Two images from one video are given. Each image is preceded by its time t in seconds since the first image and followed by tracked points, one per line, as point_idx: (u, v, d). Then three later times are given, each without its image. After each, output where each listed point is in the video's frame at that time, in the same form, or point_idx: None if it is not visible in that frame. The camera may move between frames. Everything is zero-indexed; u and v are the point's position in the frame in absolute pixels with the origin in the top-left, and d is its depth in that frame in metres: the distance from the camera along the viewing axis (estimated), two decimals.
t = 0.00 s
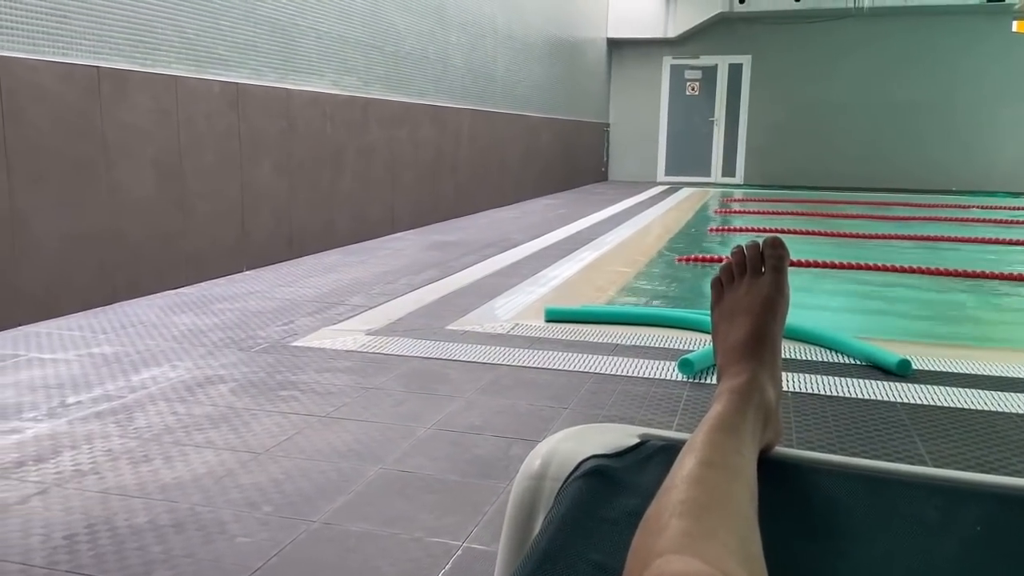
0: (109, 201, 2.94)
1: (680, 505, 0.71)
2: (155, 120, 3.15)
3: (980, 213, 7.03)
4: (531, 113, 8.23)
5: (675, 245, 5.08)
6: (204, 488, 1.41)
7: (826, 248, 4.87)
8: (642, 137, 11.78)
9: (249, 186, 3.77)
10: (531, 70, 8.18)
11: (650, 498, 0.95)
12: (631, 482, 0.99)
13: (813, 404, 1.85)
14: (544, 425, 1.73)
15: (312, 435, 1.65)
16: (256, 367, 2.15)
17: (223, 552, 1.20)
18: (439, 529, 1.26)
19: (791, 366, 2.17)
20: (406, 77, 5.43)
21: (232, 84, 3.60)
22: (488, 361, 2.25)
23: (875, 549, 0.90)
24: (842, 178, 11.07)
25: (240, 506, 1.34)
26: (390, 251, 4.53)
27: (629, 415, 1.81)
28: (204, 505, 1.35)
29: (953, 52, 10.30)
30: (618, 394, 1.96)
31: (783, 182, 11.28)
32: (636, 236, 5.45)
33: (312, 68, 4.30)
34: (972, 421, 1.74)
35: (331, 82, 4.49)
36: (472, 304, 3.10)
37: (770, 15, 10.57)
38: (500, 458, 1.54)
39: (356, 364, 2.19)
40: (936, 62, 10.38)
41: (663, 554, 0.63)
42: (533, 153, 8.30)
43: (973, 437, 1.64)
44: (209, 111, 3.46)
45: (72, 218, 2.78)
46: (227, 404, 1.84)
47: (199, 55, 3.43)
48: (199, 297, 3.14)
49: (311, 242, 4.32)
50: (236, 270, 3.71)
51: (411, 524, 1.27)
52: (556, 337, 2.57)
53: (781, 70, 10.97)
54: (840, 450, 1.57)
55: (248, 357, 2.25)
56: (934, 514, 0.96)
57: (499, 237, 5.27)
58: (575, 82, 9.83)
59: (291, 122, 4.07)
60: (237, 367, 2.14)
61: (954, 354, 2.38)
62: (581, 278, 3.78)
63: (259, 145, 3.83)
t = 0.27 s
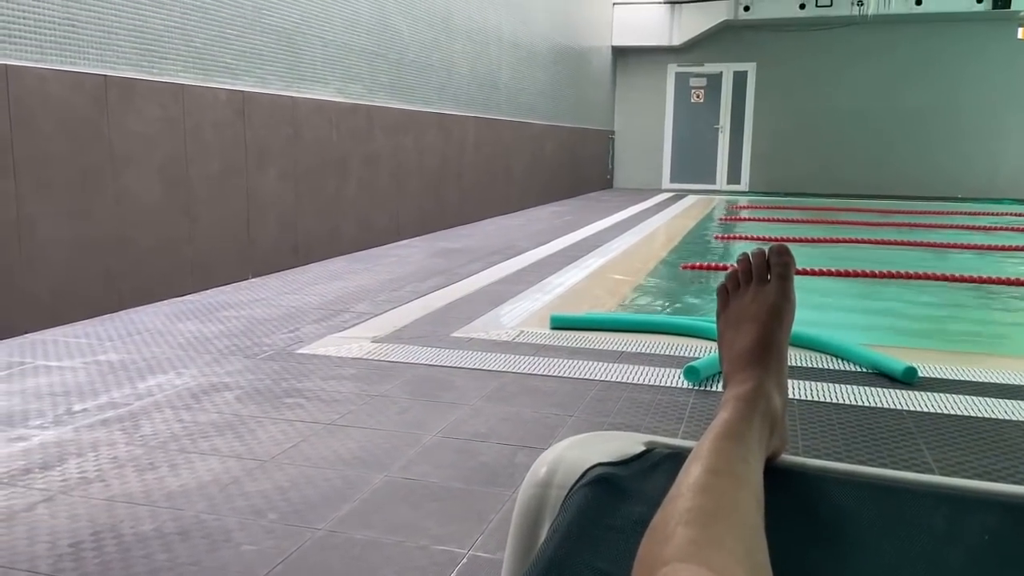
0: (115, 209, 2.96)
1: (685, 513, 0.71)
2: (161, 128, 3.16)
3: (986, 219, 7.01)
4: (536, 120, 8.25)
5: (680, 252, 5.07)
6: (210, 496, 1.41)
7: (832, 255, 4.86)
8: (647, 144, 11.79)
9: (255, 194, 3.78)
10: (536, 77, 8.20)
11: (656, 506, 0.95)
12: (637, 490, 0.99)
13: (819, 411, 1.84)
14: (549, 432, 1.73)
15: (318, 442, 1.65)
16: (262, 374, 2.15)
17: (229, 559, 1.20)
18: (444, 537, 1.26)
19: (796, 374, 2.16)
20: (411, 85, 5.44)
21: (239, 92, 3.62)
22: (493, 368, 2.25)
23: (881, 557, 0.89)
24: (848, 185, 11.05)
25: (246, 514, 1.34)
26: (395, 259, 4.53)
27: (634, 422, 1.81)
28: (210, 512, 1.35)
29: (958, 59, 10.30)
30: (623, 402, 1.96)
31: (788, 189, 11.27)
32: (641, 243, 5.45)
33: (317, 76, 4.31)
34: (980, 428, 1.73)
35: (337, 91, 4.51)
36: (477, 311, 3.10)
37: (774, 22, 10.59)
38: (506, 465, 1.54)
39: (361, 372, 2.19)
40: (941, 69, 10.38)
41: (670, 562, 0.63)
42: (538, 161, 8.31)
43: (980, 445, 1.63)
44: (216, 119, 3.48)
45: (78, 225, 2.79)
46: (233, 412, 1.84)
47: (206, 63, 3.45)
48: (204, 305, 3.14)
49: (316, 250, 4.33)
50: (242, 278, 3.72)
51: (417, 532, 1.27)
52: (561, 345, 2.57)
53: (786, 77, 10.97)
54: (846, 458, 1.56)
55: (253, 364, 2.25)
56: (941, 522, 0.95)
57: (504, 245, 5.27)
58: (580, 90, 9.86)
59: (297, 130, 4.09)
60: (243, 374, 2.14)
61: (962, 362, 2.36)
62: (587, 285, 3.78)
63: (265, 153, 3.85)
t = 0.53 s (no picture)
0: (118, 216, 2.97)
1: (684, 521, 0.71)
2: (164, 135, 3.17)
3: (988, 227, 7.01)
4: (537, 128, 8.27)
5: (682, 259, 5.08)
6: (210, 504, 1.41)
7: (833, 263, 4.86)
8: (649, 151, 11.81)
9: (257, 201, 3.79)
10: (538, 85, 8.22)
11: (656, 514, 0.95)
12: (637, 498, 0.99)
13: (821, 419, 1.84)
14: (551, 440, 1.73)
15: (319, 450, 1.65)
16: (264, 381, 2.15)
17: (230, 567, 1.20)
18: (445, 544, 1.26)
19: (798, 381, 2.16)
20: (413, 93, 5.46)
21: (242, 101, 3.64)
22: (494, 376, 2.25)
23: (880, 565, 0.89)
24: (849, 192, 11.05)
25: (247, 522, 1.34)
26: (397, 266, 4.54)
27: (636, 430, 1.81)
28: (211, 520, 1.35)
29: (959, 66, 10.32)
30: (625, 409, 1.96)
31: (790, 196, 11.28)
32: (643, 250, 5.45)
33: (320, 84, 4.33)
34: (981, 436, 1.73)
35: (339, 98, 4.53)
36: (479, 318, 3.11)
37: (775, 30, 10.63)
38: (507, 473, 1.54)
39: (363, 379, 2.19)
40: (942, 76, 10.40)
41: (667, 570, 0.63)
42: (540, 168, 8.33)
43: (981, 453, 1.63)
44: (219, 127, 3.50)
45: (80, 233, 2.80)
46: (235, 419, 1.85)
47: (208, 71, 3.46)
48: (206, 312, 3.15)
49: (318, 257, 4.34)
50: (244, 285, 3.73)
51: (417, 540, 1.27)
52: (563, 352, 2.57)
53: (787, 85, 11.00)
54: (847, 465, 1.56)
55: (255, 371, 2.25)
56: (940, 531, 0.95)
57: (506, 252, 5.28)
58: (582, 97, 9.89)
59: (299, 138, 4.10)
60: (244, 382, 2.15)
61: (964, 369, 2.36)
62: (588, 292, 3.78)
63: (268, 161, 3.86)
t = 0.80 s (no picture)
0: (119, 228, 2.97)
1: (683, 538, 0.71)
2: (166, 147, 3.18)
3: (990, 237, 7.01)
4: (539, 139, 8.29)
5: (683, 270, 5.08)
6: (210, 517, 1.41)
7: (834, 273, 4.86)
8: (650, 162, 11.84)
9: (259, 213, 3.80)
10: (539, 97, 8.25)
11: (655, 529, 0.94)
12: (637, 512, 0.99)
13: (822, 431, 1.83)
14: (551, 452, 1.72)
15: (319, 462, 1.65)
16: (264, 393, 2.15)
17: None
18: (446, 558, 1.26)
19: (799, 393, 2.15)
20: (415, 104, 5.49)
21: (244, 113, 3.66)
22: (495, 387, 2.25)
23: None
24: (851, 202, 11.06)
25: (246, 535, 1.34)
26: (399, 277, 4.55)
27: (637, 442, 1.80)
28: (210, 533, 1.35)
29: (959, 77, 10.35)
30: (626, 421, 1.96)
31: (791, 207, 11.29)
32: (643, 261, 5.46)
33: (322, 96, 4.35)
34: (982, 448, 1.72)
35: (341, 110, 4.55)
36: (480, 329, 3.11)
37: (775, 41, 10.68)
38: (507, 486, 1.53)
39: (363, 391, 2.19)
40: (942, 87, 10.42)
41: None
42: (541, 179, 8.35)
43: (984, 465, 1.62)
44: (221, 139, 3.51)
45: (81, 245, 2.81)
46: (235, 431, 1.84)
47: (210, 83, 3.48)
48: (207, 323, 3.15)
49: (320, 268, 4.35)
50: (245, 296, 3.73)
51: (417, 553, 1.27)
52: (564, 363, 2.56)
53: (788, 96, 11.03)
54: (848, 478, 1.55)
55: (255, 383, 2.25)
56: (940, 546, 0.94)
57: (507, 262, 5.28)
58: (583, 108, 9.92)
59: (301, 150, 4.11)
60: (245, 394, 2.14)
61: (965, 381, 2.35)
62: (589, 303, 3.79)
63: (269, 173, 3.87)
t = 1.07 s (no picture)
0: (121, 241, 2.98)
1: (682, 557, 0.71)
2: (168, 160, 3.20)
3: (991, 249, 7.02)
4: (539, 150, 8.31)
5: (684, 281, 5.08)
6: (210, 531, 1.41)
7: (835, 285, 4.86)
8: (651, 174, 11.86)
9: (261, 225, 3.81)
10: (540, 108, 8.28)
11: (656, 544, 0.94)
12: (637, 528, 0.99)
13: (823, 444, 1.83)
14: (552, 465, 1.72)
15: (320, 476, 1.65)
16: (265, 406, 2.15)
17: None
18: (446, 573, 1.25)
19: (801, 405, 2.15)
20: (416, 116, 5.50)
21: (246, 125, 3.67)
22: (495, 400, 2.24)
23: None
24: (851, 213, 11.07)
25: (246, 549, 1.34)
26: (400, 288, 4.55)
27: (637, 455, 1.80)
28: (210, 547, 1.34)
29: (960, 88, 10.38)
30: (626, 433, 1.95)
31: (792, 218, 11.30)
32: (645, 272, 5.46)
33: (324, 108, 4.37)
34: (984, 461, 1.72)
35: (342, 121, 4.56)
36: (481, 341, 3.11)
37: (776, 53, 10.72)
38: (508, 499, 1.53)
39: (364, 404, 2.19)
40: (943, 99, 10.45)
41: None
42: (542, 190, 8.37)
43: (986, 478, 1.62)
44: (222, 151, 3.52)
45: (82, 258, 2.81)
46: (236, 444, 1.84)
47: (213, 96, 3.50)
48: (208, 335, 3.15)
49: (321, 279, 4.35)
50: (246, 308, 3.74)
51: (417, 567, 1.26)
52: (565, 376, 2.56)
53: (788, 107, 11.06)
54: (849, 491, 1.54)
55: (256, 396, 2.25)
56: (941, 562, 0.94)
57: (508, 274, 5.29)
58: (584, 120, 9.95)
59: (302, 162, 4.13)
60: (245, 406, 2.14)
61: (966, 393, 2.35)
62: (590, 315, 3.79)
63: (271, 185, 3.88)
